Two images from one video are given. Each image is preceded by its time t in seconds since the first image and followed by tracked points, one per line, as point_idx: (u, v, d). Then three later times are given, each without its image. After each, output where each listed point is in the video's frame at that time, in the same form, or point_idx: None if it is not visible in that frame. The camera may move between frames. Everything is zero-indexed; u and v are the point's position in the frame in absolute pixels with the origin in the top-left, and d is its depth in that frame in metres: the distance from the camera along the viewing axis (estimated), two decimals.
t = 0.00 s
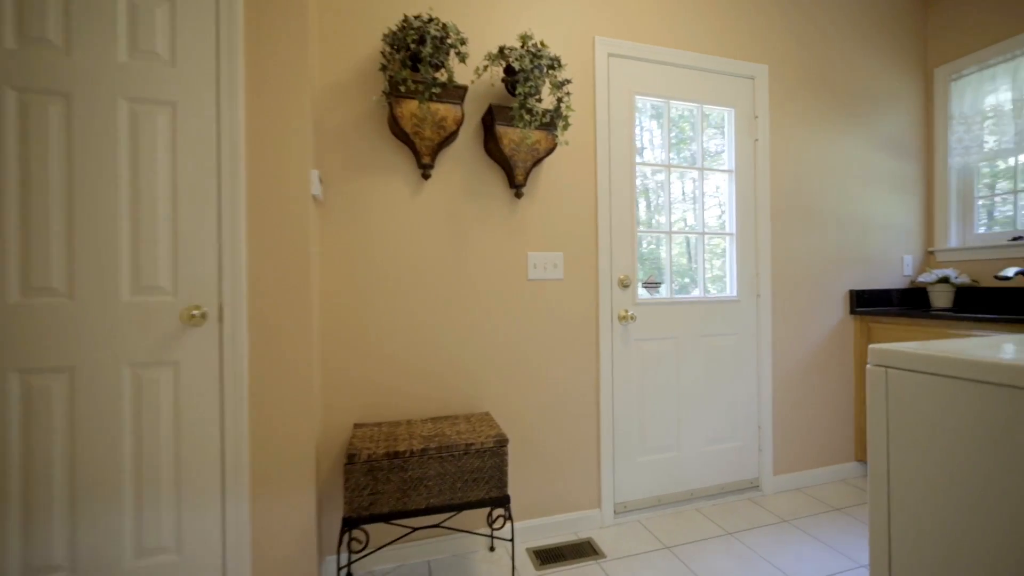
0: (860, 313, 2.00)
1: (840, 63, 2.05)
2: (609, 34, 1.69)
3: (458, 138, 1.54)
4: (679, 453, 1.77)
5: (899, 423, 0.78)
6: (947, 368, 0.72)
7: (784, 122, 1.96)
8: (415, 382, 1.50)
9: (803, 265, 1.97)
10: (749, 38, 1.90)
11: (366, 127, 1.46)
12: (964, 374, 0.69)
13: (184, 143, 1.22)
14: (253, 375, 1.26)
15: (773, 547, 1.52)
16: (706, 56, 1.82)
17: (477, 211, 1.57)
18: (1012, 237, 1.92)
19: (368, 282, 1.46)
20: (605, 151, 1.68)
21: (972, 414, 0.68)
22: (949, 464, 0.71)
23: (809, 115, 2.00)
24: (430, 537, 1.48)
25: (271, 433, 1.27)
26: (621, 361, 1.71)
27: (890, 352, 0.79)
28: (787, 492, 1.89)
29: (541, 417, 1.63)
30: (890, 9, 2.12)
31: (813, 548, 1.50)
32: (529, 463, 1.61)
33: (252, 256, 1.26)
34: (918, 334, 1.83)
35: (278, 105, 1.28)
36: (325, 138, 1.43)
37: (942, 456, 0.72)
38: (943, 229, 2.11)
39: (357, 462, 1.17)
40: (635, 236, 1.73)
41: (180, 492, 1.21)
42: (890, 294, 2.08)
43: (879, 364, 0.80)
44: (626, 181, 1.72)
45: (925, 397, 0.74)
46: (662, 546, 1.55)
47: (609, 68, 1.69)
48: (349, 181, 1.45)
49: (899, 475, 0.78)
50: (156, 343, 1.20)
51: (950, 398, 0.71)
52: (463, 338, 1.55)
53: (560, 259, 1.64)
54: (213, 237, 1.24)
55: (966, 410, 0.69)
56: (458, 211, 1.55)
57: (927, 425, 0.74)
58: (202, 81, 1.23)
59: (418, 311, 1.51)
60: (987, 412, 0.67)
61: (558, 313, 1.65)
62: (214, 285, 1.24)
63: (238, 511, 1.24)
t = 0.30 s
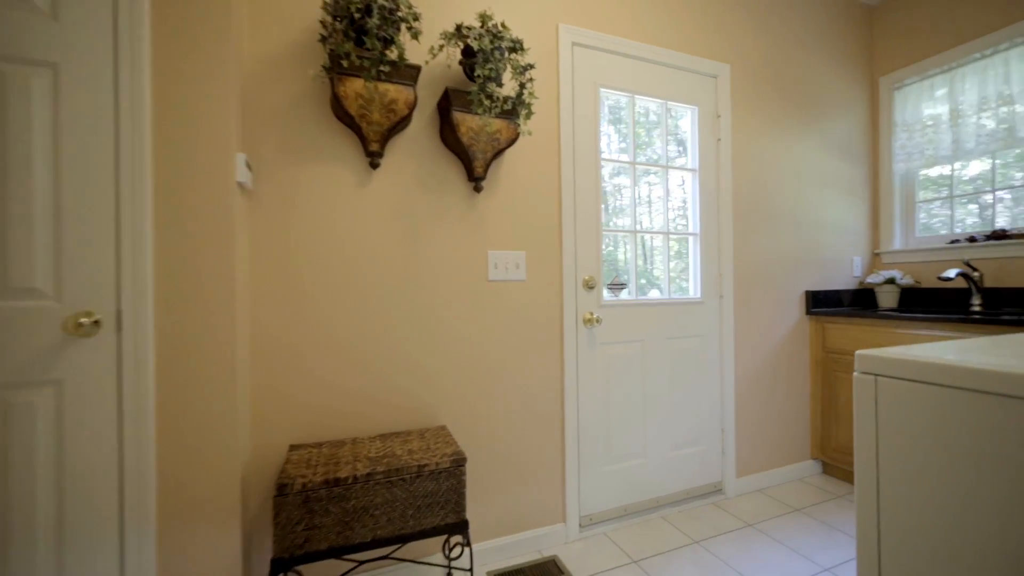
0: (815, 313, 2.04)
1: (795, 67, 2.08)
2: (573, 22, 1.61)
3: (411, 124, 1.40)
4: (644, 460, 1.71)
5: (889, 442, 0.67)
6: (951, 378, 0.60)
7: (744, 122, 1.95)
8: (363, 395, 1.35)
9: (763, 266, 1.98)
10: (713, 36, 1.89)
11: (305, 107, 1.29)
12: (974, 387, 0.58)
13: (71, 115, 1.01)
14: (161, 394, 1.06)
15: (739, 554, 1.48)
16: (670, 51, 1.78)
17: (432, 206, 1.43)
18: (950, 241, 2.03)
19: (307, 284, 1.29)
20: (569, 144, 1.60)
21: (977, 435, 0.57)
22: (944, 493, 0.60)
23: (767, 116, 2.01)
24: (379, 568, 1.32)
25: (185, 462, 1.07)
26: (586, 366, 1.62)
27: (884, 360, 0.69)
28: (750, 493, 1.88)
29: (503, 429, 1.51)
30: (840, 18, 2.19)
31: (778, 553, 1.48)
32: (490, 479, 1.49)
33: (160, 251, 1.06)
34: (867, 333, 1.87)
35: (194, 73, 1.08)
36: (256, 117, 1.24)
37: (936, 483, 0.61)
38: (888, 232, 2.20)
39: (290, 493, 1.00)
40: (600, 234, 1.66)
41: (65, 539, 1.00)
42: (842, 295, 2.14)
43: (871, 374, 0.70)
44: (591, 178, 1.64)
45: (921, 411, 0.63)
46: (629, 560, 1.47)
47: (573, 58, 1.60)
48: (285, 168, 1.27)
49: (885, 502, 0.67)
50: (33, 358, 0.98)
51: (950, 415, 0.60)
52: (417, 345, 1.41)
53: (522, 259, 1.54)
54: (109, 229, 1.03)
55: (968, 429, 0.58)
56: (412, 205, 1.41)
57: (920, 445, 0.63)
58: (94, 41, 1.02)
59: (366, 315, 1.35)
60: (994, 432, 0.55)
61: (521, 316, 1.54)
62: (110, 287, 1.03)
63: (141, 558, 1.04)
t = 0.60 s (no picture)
0: (765, 311, 2.08)
1: (747, 70, 2.12)
2: (531, 6, 1.52)
3: (353, 103, 1.25)
4: (603, 464, 1.66)
5: (871, 447, 0.65)
6: (938, 382, 0.59)
7: (700, 120, 1.96)
8: (296, 408, 1.19)
9: (718, 264, 1.99)
10: (670, 32, 1.87)
11: (224, 76, 1.11)
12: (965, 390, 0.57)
13: None
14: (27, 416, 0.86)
15: (698, 557, 1.46)
16: (630, 44, 1.74)
17: (377, 195, 1.29)
18: (886, 242, 2.14)
19: (227, 281, 1.11)
20: (527, 134, 1.51)
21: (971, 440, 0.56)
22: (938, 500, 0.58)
23: (721, 116, 2.03)
24: None
25: (60, 499, 0.87)
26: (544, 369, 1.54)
27: (862, 362, 0.66)
28: (705, 492, 1.88)
29: (457, 439, 1.40)
30: (787, 25, 2.27)
31: (735, 552, 1.47)
32: (442, 495, 1.37)
33: (26, 240, 0.86)
34: (812, 332, 1.93)
35: (72, 23, 0.88)
36: (161, 84, 1.05)
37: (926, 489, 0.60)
38: (829, 233, 2.30)
39: (198, 532, 0.84)
40: (560, 231, 1.58)
41: None
42: (789, 293, 2.21)
43: (847, 377, 0.68)
44: (550, 170, 1.56)
45: (906, 416, 0.62)
46: (589, 570, 1.41)
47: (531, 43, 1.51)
48: (198, 146, 1.09)
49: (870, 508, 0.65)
50: None
51: (939, 420, 0.59)
52: (360, 350, 1.26)
53: (477, 256, 1.43)
54: None
55: (959, 433, 0.57)
56: (353, 194, 1.26)
57: (908, 450, 0.62)
58: None
59: (300, 317, 1.19)
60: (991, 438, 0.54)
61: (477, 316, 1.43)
62: None
63: None
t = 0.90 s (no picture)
0: (725, 310, 2.10)
1: (708, 70, 2.13)
2: None
3: (291, 76, 1.08)
4: (569, 472, 1.58)
5: (866, 462, 0.60)
6: (940, 393, 0.54)
7: (664, 117, 1.93)
8: (220, 429, 1.01)
9: (681, 263, 1.98)
10: (635, 25, 1.83)
11: (125, 33, 0.92)
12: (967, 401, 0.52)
13: None
14: None
15: (666, 565, 1.41)
16: (595, 34, 1.68)
17: (320, 182, 1.13)
18: (834, 242, 2.22)
19: (128, 280, 0.92)
20: (489, 123, 1.40)
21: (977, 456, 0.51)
22: (938, 521, 0.53)
23: (684, 114, 2.02)
24: None
25: None
26: (508, 375, 1.44)
27: (858, 368, 0.61)
28: (669, 494, 1.86)
29: (413, 455, 1.27)
30: (745, 29, 2.31)
31: (703, 559, 1.43)
32: (396, 518, 1.23)
33: None
34: (769, 331, 1.95)
35: None
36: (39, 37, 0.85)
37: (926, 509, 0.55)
38: (783, 234, 2.36)
39: None
40: (524, 227, 1.49)
41: None
42: (746, 292, 2.24)
43: (842, 385, 0.62)
44: (513, 162, 1.46)
45: (899, 426, 0.57)
46: None
47: (494, 25, 1.41)
48: (91, 116, 0.89)
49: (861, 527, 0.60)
50: None
51: (942, 434, 0.54)
52: (299, 359, 1.10)
53: (435, 252, 1.30)
54: None
55: (961, 447, 0.52)
56: (291, 180, 1.10)
57: (904, 464, 0.56)
58: None
59: (225, 323, 1.02)
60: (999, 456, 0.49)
61: (435, 319, 1.31)
62: None
63: None
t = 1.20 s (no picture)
0: (692, 315, 2.11)
1: (675, 76, 2.15)
2: None
3: (233, 56, 0.95)
4: (540, 486, 1.51)
5: (867, 489, 0.55)
6: (951, 415, 0.50)
7: (633, 121, 1.92)
8: (146, 464, 0.86)
9: (649, 268, 1.97)
10: (605, 26, 1.80)
11: None
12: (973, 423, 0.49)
13: None
14: None
15: None
16: (565, 32, 1.63)
17: (268, 178, 1.01)
18: (793, 248, 2.29)
19: (23, 290, 0.76)
20: (458, 119, 1.32)
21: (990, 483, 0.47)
22: (947, 552, 0.49)
23: (652, 119, 2.02)
24: None
25: None
26: (477, 387, 1.35)
27: (860, 387, 0.57)
28: (639, 502, 1.83)
29: (375, 479, 1.16)
30: (709, 38, 2.35)
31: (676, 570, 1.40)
32: (357, 550, 1.12)
33: None
34: (734, 335, 1.97)
35: None
36: None
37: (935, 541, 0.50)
38: (744, 239, 2.43)
39: None
40: (494, 230, 1.41)
41: None
42: (710, 297, 2.27)
43: (842, 404, 0.58)
44: (483, 162, 1.38)
45: (898, 450, 0.53)
46: None
47: (462, 16, 1.33)
48: None
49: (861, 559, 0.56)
50: None
51: (951, 458, 0.50)
52: (244, 378, 0.97)
53: (399, 257, 1.20)
54: None
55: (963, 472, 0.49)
56: (233, 175, 0.96)
57: (904, 491, 0.53)
58: None
59: (152, 340, 0.87)
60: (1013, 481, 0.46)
61: (400, 330, 1.21)
62: None
63: None
